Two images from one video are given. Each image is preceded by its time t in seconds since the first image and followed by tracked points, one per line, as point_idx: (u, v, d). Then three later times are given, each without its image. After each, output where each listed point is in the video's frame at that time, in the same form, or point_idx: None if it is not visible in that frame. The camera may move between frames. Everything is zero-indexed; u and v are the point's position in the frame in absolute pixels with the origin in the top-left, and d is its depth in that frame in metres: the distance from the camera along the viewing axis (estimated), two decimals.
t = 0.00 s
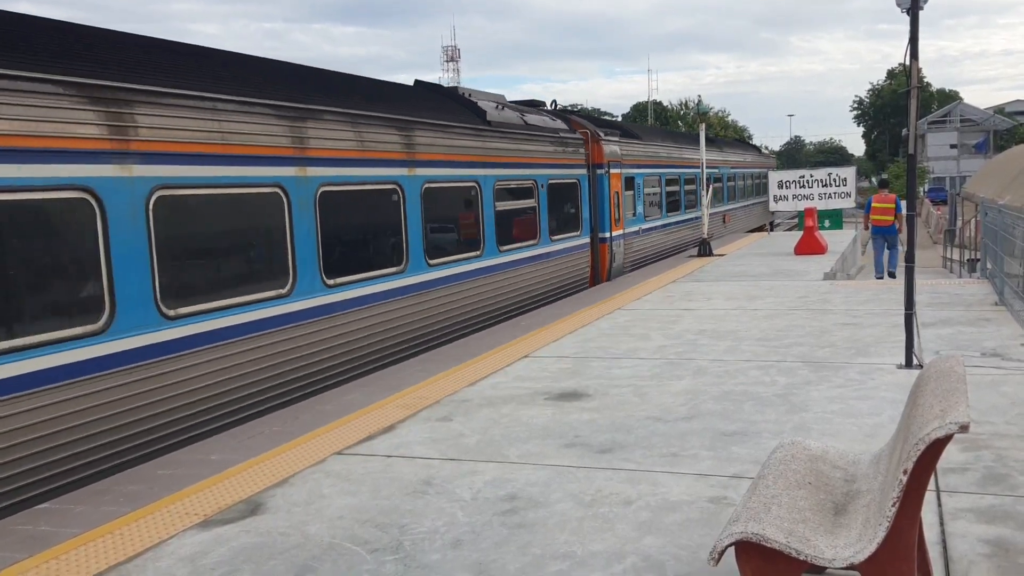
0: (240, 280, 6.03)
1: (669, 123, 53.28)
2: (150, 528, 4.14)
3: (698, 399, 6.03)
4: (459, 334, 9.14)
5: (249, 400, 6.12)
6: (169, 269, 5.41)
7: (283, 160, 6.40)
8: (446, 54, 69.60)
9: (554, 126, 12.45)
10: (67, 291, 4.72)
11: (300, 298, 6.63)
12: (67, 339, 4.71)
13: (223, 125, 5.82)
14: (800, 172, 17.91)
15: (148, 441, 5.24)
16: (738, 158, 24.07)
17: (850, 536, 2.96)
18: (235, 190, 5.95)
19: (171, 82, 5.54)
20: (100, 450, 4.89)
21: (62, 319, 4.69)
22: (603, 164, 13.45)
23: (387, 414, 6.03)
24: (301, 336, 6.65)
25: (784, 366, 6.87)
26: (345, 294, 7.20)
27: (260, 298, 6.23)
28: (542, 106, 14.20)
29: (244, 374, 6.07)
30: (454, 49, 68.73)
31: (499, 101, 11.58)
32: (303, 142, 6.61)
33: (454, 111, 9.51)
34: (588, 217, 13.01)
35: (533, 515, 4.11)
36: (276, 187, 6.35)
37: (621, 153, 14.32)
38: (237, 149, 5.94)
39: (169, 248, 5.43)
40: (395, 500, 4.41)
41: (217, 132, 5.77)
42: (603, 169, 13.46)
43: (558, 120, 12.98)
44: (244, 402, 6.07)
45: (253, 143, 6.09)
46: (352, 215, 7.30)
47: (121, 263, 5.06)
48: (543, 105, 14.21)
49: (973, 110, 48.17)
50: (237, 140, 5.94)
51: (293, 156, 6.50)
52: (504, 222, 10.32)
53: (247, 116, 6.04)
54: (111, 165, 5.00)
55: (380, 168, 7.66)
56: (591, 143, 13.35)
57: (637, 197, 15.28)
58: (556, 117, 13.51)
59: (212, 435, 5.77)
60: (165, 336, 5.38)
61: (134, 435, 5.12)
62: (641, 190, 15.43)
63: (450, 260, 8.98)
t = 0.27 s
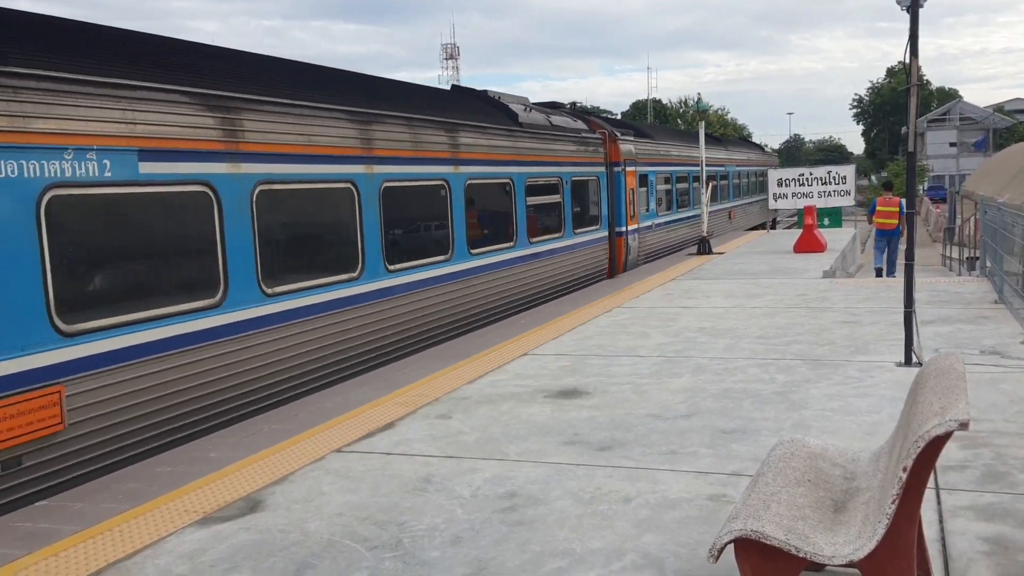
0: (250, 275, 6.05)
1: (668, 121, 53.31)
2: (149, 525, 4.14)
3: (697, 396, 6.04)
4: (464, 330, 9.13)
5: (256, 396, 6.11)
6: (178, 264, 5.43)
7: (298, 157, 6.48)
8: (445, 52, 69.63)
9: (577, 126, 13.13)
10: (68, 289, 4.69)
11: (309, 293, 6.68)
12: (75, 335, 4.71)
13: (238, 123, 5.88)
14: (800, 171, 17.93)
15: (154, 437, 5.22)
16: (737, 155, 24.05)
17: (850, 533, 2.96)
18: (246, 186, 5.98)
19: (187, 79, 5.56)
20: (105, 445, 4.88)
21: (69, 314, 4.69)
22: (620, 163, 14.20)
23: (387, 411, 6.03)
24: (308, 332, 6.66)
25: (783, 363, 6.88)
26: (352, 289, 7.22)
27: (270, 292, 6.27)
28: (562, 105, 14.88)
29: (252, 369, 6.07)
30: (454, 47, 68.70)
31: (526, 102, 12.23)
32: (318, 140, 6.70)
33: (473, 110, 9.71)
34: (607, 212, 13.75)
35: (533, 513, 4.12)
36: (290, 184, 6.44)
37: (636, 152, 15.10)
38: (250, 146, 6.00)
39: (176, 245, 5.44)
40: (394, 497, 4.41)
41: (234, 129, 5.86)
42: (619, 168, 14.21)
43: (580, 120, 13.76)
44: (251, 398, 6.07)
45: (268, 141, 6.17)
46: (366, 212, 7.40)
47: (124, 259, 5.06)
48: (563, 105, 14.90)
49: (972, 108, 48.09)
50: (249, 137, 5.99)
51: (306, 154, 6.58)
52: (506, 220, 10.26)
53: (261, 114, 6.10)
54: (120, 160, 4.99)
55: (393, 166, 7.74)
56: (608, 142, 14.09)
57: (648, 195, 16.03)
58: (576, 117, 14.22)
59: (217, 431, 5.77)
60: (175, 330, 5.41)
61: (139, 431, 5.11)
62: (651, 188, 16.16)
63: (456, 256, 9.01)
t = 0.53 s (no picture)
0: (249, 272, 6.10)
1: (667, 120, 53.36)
2: (148, 523, 4.14)
3: (696, 395, 6.04)
4: (461, 328, 9.17)
5: (257, 392, 6.16)
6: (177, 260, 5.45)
7: (300, 155, 6.57)
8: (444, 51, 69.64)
9: (596, 128, 14.13)
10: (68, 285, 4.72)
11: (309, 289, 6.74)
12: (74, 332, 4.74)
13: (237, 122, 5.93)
14: (799, 170, 17.95)
15: (152, 434, 5.25)
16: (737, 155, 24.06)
17: (848, 532, 2.97)
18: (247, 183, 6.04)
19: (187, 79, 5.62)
20: (105, 442, 4.91)
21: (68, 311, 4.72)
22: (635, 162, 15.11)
23: (386, 409, 6.04)
24: (307, 329, 6.70)
25: (782, 362, 6.88)
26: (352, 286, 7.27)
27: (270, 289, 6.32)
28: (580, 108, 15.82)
29: (251, 366, 6.12)
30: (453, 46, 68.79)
31: (549, 107, 13.18)
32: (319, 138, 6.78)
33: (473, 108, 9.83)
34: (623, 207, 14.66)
35: (532, 511, 4.12)
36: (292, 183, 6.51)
37: (649, 153, 16.02)
38: (251, 145, 6.07)
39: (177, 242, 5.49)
40: (393, 495, 4.41)
41: (236, 128, 5.92)
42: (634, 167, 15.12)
43: (597, 122, 14.70)
44: (251, 394, 6.11)
45: (268, 140, 6.23)
46: (365, 210, 7.47)
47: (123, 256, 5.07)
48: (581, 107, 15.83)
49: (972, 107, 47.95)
50: (252, 137, 6.07)
51: (307, 152, 6.64)
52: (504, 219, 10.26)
53: (261, 114, 6.17)
54: (119, 159, 5.02)
55: (390, 163, 7.80)
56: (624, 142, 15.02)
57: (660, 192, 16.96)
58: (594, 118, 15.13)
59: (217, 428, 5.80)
60: (177, 326, 5.45)
61: (139, 429, 5.14)
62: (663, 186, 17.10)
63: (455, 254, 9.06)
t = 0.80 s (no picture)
0: (248, 270, 6.11)
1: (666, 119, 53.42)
2: (146, 521, 4.14)
3: (693, 394, 6.05)
4: (461, 326, 9.17)
5: (255, 389, 6.18)
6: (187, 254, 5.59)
7: (368, 156, 7.47)
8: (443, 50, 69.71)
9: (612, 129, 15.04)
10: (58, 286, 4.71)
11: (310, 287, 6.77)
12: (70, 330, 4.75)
13: (238, 121, 5.97)
14: (796, 169, 17.97)
15: (149, 432, 5.26)
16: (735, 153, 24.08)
17: (845, 530, 2.98)
18: (246, 181, 6.07)
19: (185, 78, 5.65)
20: (106, 438, 4.94)
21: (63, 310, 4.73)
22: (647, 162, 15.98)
23: (384, 407, 6.05)
24: (306, 327, 6.72)
25: (779, 361, 6.89)
26: (352, 284, 7.29)
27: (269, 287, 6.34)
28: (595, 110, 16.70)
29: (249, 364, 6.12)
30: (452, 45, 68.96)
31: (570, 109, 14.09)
32: (320, 137, 6.82)
33: (475, 107, 9.87)
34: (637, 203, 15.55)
35: (529, 510, 4.12)
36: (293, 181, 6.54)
37: (660, 153, 16.86)
38: (251, 144, 6.10)
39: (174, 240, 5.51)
40: (391, 494, 4.41)
41: (317, 133, 6.80)
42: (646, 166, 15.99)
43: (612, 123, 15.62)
44: (249, 392, 6.12)
45: (268, 139, 6.27)
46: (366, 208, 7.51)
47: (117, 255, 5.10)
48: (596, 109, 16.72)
49: (970, 108, 47.89)
50: (252, 136, 6.10)
51: (307, 150, 6.67)
52: (503, 218, 10.23)
53: (261, 113, 6.19)
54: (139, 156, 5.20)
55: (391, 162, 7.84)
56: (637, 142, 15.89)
57: (671, 189, 17.82)
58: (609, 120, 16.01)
59: (215, 426, 5.82)
60: (174, 324, 5.47)
61: (136, 426, 5.15)
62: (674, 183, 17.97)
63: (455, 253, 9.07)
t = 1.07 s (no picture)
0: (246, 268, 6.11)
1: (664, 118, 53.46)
2: (143, 519, 4.13)
3: (690, 393, 6.05)
4: (458, 324, 9.15)
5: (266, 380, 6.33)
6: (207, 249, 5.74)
7: (423, 155, 8.36)
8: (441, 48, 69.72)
9: (626, 130, 15.90)
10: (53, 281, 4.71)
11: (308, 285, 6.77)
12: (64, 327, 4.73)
13: (237, 119, 5.97)
14: (794, 169, 17.96)
15: (146, 430, 5.25)
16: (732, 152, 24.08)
17: (842, 529, 2.99)
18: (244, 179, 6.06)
19: (184, 75, 5.64)
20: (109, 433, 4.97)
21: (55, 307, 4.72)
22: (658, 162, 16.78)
23: (382, 405, 6.05)
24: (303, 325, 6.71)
25: (776, 361, 6.89)
26: (350, 282, 7.28)
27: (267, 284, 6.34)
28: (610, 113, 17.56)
29: (247, 362, 6.12)
30: (450, 44, 68.99)
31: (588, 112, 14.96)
32: (319, 135, 6.82)
33: (475, 105, 9.88)
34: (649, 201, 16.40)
35: (526, 508, 4.12)
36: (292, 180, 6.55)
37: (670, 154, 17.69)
38: (250, 142, 6.10)
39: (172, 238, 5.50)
40: (388, 492, 4.41)
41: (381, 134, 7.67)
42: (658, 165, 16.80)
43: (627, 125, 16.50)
44: (245, 390, 6.11)
45: (267, 137, 6.27)
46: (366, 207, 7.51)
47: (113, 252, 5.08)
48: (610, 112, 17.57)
49: (967, 108, 47.87)
50: (250, 134, 6.10)
51: (306, 148, 6.68)
52: (502, 216, 10.19)
53: (260, 111, 6.19)
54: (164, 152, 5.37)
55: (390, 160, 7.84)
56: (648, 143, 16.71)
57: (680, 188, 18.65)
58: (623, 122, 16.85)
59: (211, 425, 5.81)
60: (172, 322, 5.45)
61: (132, 425, 5.14)
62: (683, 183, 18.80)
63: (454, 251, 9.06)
